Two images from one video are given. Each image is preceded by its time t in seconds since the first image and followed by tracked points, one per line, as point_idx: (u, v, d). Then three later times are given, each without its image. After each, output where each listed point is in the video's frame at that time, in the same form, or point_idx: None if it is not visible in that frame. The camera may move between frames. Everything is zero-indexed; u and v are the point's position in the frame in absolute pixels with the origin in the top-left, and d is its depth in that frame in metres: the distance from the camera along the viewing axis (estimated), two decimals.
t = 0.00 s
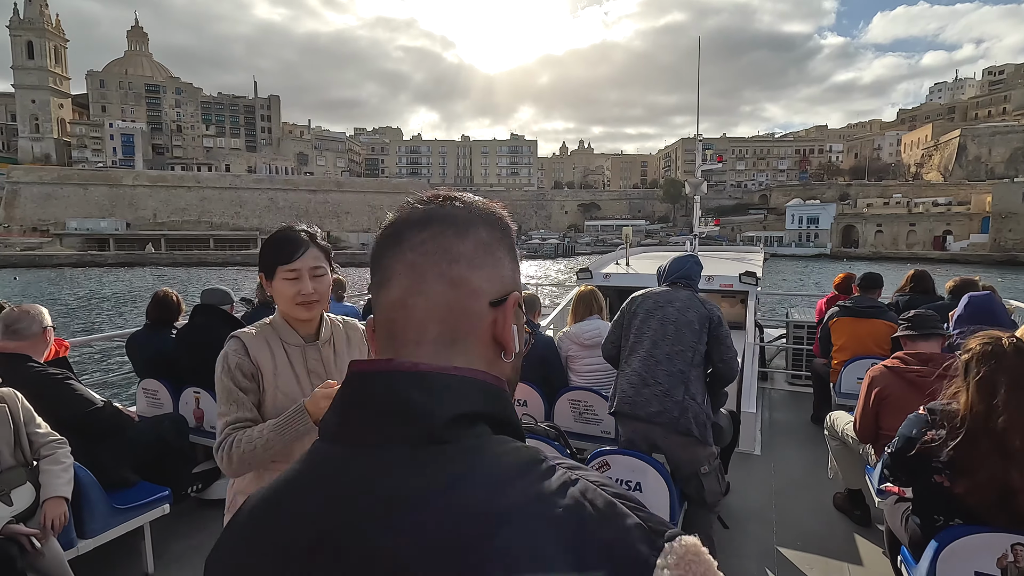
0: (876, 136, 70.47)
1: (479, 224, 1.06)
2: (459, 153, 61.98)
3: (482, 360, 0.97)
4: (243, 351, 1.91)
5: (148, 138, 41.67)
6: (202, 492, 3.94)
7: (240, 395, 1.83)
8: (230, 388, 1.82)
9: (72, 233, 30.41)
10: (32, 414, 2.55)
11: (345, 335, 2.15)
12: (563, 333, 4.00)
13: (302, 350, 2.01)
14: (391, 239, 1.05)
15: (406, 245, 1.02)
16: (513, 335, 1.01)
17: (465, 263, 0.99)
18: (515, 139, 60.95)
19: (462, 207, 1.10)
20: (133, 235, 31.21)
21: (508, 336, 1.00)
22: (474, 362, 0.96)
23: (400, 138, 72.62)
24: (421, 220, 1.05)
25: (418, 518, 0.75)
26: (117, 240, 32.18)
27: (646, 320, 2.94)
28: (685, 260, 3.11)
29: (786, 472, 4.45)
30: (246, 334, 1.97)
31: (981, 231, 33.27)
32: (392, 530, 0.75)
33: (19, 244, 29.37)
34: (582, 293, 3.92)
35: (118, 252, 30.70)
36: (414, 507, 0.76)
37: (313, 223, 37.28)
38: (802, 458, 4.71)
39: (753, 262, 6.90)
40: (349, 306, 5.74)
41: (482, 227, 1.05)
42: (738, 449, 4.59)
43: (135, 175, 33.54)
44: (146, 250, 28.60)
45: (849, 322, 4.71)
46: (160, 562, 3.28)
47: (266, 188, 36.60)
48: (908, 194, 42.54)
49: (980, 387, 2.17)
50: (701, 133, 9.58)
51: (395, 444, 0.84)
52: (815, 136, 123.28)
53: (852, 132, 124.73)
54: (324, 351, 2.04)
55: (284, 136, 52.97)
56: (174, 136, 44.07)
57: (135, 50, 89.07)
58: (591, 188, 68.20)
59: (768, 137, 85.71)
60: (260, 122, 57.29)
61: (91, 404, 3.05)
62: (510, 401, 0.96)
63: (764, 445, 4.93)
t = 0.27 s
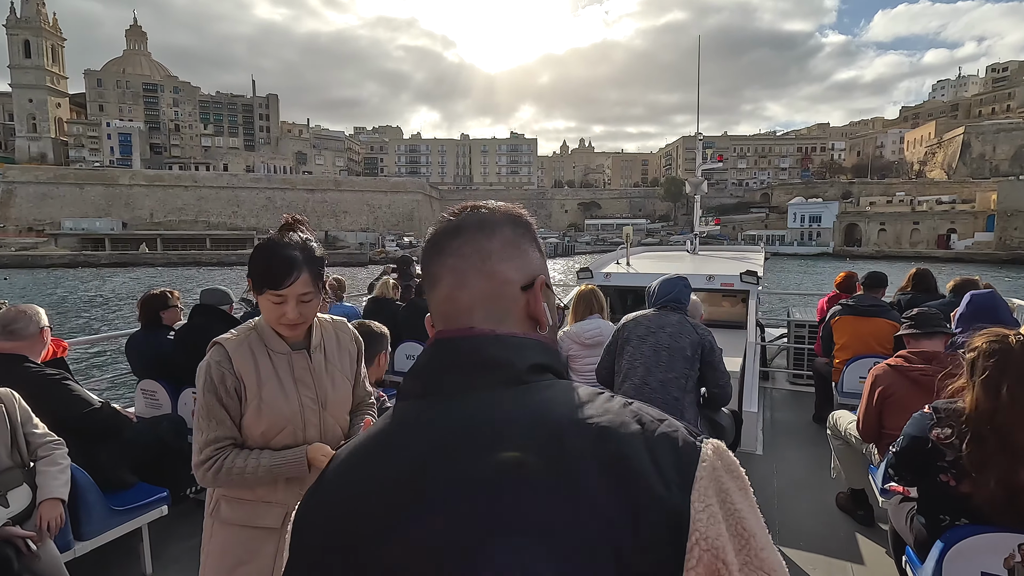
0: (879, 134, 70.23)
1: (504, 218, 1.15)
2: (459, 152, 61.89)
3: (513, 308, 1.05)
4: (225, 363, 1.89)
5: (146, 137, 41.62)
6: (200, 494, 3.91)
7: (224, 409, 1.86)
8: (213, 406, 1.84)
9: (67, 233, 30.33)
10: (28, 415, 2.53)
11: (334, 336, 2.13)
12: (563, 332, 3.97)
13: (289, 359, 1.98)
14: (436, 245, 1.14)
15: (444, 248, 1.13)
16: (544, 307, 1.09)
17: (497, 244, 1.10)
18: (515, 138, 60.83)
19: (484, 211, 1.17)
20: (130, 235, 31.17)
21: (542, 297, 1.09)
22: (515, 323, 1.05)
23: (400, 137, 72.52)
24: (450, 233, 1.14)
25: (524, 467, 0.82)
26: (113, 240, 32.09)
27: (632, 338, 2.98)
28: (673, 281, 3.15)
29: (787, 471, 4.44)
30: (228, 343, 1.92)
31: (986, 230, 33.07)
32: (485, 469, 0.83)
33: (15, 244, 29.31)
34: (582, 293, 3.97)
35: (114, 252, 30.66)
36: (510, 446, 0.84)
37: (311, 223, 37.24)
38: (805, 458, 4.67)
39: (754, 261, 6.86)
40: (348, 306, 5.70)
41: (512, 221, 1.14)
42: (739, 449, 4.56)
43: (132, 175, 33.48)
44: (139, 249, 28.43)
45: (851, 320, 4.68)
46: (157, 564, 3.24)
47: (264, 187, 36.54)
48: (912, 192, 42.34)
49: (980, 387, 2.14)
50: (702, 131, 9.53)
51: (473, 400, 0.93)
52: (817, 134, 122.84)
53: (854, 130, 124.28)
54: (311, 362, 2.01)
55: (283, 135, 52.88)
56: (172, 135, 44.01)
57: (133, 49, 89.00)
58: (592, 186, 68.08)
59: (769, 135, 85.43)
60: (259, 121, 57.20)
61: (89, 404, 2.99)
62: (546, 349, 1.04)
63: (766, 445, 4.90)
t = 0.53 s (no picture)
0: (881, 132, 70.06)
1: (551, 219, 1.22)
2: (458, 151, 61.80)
3: (573, 297, 1.14)
4: (218, 376, 1.82)
5: (143, 136, 41.53)
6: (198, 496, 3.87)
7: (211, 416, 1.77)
8: (198, 428, 1.74)
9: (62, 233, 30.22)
10: (23, 413, 2.51)
11: (321, 343, 2.18)
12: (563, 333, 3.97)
13: (282, 371, 1.97)
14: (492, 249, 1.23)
15: (504, 246, 1.20)
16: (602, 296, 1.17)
17: (551, 243, 1.17)
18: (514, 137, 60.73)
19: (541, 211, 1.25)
20: (126, 235, 31.05)
21: (598, 290, 1.17)
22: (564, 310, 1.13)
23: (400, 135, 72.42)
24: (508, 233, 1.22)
25: (641, 443, 0.88)
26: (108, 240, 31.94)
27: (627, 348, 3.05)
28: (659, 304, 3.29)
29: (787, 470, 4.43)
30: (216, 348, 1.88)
31: (990, 228, 32.95)
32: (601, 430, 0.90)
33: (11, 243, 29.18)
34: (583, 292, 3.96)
35: (110, 252, 30.53)
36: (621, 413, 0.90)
37: (309, 222, 37.23)
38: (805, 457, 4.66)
39: (754, 259, 6.84)
40: (347, 305, 5.69)
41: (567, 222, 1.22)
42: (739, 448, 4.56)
43: (128, 174, 33.40)
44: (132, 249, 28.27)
45: (853, 317, 4.64)
46: (155, 565, 3.22)
47: (261, 186, 36.47)
48: (915, 190, 42.21)
49: (979, 386, 2.13)
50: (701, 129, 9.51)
51: (562, 378, 1.00)
52: (819, 133, 122.52)
53: (856, 129, 123.97)
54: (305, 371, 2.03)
55: (281, 134, 52.80)
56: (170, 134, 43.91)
57: (130, 49, 88.91)
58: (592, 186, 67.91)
59: (769, 133, 85.26)
60: (257, 120, 57.10)
61: (86, 403, 2.97)
62: (618, 335, 1.07)
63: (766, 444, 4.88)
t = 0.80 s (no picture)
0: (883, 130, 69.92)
1: (611, 194, 1.29)
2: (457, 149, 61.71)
3: (641, 287, 1.22)
4: (250, 417, 1.79)
5: (141, 136, 41.51)
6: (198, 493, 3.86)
7: (244, 467, 1.75)
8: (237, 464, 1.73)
9: (59, 232, 30.17)
10: (17, 411, 2.50)
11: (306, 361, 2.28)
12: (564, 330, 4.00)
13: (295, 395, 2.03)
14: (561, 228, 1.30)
15: (576, 225, 1.27)
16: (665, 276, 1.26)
17: (629, 222, 1.24)
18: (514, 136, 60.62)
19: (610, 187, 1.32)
20: (122, 234, 30.98)
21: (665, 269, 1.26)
22: (634, 289, 1.21)
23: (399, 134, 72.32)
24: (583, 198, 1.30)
25: (725, 417, 0.97)
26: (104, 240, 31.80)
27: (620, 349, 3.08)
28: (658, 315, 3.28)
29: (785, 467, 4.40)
30: (240, 388, 1.80)
31: (994, 226, 32.86)
32: (686, 401, 0.98)
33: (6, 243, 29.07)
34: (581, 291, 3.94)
35: (106, 252, 30.49)
36: (709, 391, 0.99)
37: (308, 222, 37.26)
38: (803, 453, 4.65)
39: (753, 257, 6.84)
40: (346, 303, 5.69)
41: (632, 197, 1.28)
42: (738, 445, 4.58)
43: (124, 174, 33.33)
44: (127, 248, 28.20)
45: (852, 314, 4.60)
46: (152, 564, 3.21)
47: (259, 186, 36.43)
48: (918, 188, 42.12)
49: (981, 383, 2.14)
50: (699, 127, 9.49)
51: (644, 355, 1.07)
52: (821, 131, 122.21)
53: (857, 127, 123.71)
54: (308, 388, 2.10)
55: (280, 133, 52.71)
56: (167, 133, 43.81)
57: (128, 49, 88.83)
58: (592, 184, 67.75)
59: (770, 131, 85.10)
60: (255, 119, 56.99)
61: (81, 401, 2.97)
62: (680, 321, 1.17)
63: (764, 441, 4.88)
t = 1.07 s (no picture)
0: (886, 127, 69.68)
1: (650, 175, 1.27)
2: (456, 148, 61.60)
3: (669, 269, 1.22)
4: (262, 405, 1.76)
5: (138, 135, 41.44)
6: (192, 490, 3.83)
7: (243, 447, 1.70)
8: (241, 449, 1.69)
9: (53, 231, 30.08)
10: (10, 408, 2.48)
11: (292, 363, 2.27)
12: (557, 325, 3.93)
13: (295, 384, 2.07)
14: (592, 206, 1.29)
15: (605, 207, 1.26)
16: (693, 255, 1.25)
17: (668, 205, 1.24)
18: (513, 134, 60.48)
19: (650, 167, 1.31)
20: (118, 234, 30.88)
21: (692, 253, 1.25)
22: (664, 276, 1.21)
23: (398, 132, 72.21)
24: (612, 179, 1.28)
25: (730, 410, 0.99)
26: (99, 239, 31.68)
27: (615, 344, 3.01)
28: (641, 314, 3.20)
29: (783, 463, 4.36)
30: (254, 371, 1.79)
31: (997, 225, 32.71)
32: (704, 388, 1.00)
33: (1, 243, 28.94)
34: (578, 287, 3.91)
35: (102, 252, 30.41)
36: (719, 378, 1.01)
37: (305, 222, 37.28)
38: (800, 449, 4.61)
39: (750, 253, 6.80)
40: (342, 300, 5.67)
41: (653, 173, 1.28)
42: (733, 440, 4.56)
43: (120, 173, 33.27)
44: (121, 248, 28.05)
45: (850, 311, 4.57)
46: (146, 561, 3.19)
47: (256, 185, 36.35)
48: (921, 186, 41.97)
49: (978, 379, 2.15)
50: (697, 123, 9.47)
51: (660, 335, 1.09)
52: (822, 129, 121.90)
53: (858, 125, 123.40)
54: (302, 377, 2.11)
55: (278, 132, 52.65)
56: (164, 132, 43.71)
57: (126, 47, 88.65)
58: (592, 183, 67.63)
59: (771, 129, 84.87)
60: (253, 118, 56.88)
61: (74, 398, 2.94)
62: (698, 304, 1.16)
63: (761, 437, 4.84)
